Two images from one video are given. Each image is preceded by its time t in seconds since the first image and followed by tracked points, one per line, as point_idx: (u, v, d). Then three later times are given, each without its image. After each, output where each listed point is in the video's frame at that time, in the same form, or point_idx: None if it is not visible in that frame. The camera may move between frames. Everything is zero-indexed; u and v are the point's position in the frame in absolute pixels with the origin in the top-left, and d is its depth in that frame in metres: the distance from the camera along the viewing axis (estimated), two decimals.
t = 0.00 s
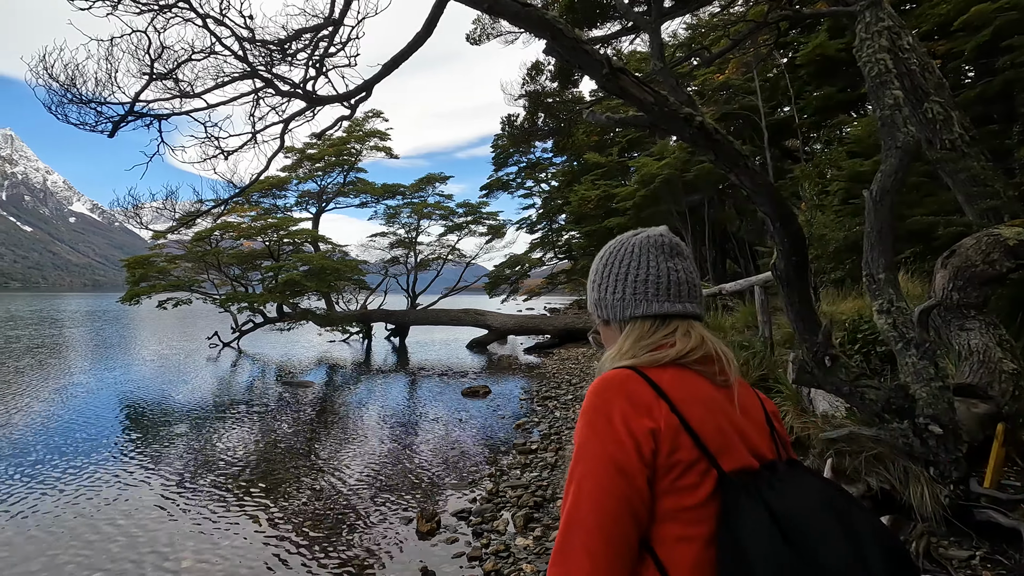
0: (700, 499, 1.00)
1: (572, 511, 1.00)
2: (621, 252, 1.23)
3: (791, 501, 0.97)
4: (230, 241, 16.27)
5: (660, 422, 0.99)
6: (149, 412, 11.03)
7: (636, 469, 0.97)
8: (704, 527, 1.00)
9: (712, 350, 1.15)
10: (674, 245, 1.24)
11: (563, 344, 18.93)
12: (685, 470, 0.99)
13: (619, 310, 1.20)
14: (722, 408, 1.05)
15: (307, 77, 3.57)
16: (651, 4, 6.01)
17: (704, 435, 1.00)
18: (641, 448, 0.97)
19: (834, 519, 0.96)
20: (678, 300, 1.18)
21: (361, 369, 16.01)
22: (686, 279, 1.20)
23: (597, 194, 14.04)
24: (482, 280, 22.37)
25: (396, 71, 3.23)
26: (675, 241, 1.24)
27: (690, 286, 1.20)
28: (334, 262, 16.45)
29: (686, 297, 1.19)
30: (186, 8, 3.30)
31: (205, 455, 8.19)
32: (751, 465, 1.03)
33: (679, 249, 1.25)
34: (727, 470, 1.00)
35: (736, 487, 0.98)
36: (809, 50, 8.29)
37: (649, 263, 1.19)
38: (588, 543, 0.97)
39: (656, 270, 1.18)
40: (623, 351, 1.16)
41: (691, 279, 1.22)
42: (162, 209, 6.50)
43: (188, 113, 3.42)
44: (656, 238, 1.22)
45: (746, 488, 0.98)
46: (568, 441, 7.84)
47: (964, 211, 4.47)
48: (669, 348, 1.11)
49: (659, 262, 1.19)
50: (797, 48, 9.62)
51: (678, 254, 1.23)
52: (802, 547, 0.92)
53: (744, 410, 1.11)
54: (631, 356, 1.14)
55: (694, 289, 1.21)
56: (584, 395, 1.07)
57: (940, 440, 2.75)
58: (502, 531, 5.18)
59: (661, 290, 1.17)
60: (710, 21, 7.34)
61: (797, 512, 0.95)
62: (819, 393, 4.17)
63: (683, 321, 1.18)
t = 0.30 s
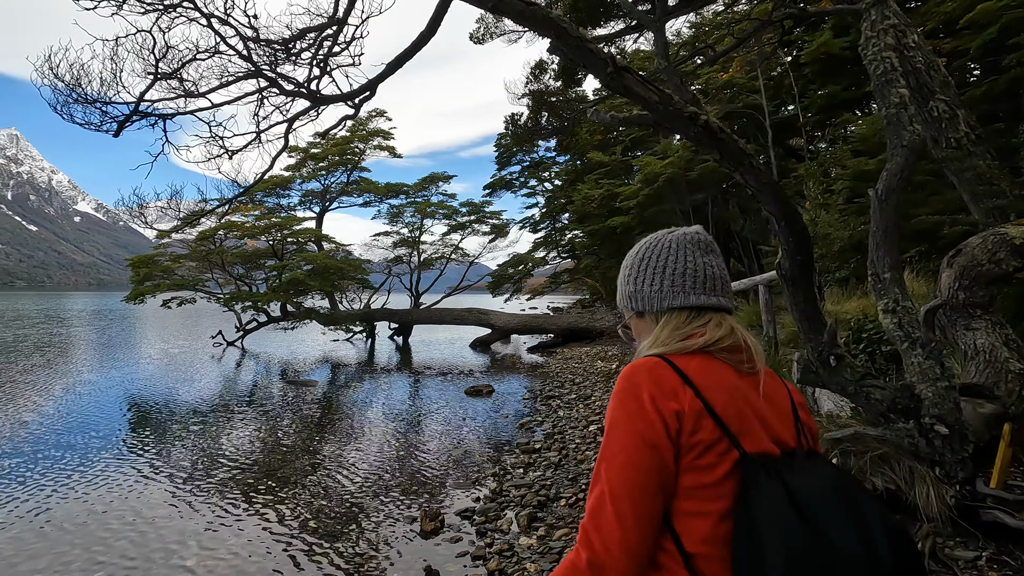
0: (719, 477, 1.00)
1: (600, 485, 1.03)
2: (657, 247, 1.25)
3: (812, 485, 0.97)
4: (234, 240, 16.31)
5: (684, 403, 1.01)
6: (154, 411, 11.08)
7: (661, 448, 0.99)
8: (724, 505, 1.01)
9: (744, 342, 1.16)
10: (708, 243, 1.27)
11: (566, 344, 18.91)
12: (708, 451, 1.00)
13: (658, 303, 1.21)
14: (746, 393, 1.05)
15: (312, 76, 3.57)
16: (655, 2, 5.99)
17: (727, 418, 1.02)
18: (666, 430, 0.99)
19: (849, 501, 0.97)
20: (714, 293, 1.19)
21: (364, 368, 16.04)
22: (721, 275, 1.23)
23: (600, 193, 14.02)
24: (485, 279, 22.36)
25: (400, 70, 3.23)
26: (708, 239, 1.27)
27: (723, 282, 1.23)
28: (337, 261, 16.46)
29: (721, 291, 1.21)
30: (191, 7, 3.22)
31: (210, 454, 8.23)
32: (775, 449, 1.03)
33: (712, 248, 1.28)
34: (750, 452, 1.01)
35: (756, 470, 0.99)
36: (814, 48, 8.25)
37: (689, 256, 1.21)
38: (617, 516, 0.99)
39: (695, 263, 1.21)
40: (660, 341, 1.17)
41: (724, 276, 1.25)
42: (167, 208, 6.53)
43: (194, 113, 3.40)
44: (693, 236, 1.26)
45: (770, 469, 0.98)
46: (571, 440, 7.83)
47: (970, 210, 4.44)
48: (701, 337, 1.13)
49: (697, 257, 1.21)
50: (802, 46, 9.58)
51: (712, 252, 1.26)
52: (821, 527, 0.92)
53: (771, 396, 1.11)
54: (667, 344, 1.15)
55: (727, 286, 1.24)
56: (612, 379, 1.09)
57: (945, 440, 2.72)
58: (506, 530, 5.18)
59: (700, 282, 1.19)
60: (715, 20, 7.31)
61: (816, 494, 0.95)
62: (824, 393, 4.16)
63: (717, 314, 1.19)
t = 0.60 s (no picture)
0: (721, 477, 0.99)
1: (607, 475, 1.02)
2: (689, 237, 1.22)
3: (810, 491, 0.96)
4: (239, 239, 16.36)
5: (692, 400, 1.00)
6: (158, 409, 11.12)
7: (664, 442, 0.99)
8: (726, 504, 1.00)
9: (769, 341, 1.15)
10: (741, 238, 1.24)
11: (569, 342, 18.91)
12: (711, 451, 0.99)
13: (686, 294, 1.19)
14: (757, 394, 1.03)
15: (316, 74, 3.57)
16: None
17: (734, 417, 1.00)
18: (670, 425, 0.99)
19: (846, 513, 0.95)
20: (744, 289, 1.17)
21: (368, 367, 16.08)
22: (752, 271, 1.20)
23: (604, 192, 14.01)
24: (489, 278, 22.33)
25: (404, 68, 3.23)
26: (741, 232, 1.25)
27: (753, 278, 1.21)
28: (341, 260, 16.44)
29: (751, 287, 1.18)
30: (195, 6, 3.23)
31: (215, 452, 8.26)
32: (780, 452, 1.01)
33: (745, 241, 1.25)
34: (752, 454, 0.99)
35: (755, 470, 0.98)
36: (818, 46, 8.22)
37: (721, 249, 1.18)
38: (615, 505, 1.00)
39: (726, 258, 1.18)
40: (681, 334, 1.16)
41: (755, 272, 1.22)
42: (171, 207, 6.55)
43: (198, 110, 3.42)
44: (726, 228, 1.22)
45: (770, 473, 0.97)
46: (575, 439, 7.83)
47: (976, 209, 4.42)
48: (724, 334, 1.11)
49: (730, 250, 1.18)
50: (807, 44, 9.53)
51: (744, 246, 1.23)
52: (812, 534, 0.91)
53: (784, 397, 1.08)
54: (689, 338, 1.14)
55: (757, 282, 1.21)
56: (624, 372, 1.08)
57: (952, 439, 2.71)
58: (510, 529, 5.18)
59: (730, 278, 1.16)
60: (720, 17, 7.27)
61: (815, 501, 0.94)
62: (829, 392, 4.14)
63: (744, 311, 1.17)
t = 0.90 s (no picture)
0: (674, 496, 1.02)
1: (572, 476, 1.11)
2: (703, 253, 1.20)
3: (752, 521, 0.96)
4: (242, 237, 16.37)
5: (659, 418, 1.03)
6: (162, 408, 11.16)
7: (624, 452, 1.05)
8: (674, 524, 1.02)
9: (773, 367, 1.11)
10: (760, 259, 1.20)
11: (572, 341, 18.88)
12: (669, 469, 1.02)
13: (692, 311, 1.17)
14: (734, 420, 1.02)
15: (319, 71, 3.57)
16: None
17: (698, 441, 1.01)
18: (632, 439, 1.04)
19: (788, 551, 0.94)
20: (754, 311, 1.13)
21: (371, 366, 16.08)
22: (766, 292, 1.16)
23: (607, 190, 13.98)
24: (491, 276, 22.29)
25: (407, 65, 3.22)
26: (760, 254, 1.20)
27: (768, 302, 1.16)
28: (345, 259, 16.36)
29: (764, 309, 1.14)
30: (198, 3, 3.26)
31: (218, 450, 8.28)
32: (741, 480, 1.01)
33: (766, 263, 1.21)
34: (711, 479, 1.00)
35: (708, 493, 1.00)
36: (823, 45, 8.17)
37: (738, 268, 1.15)
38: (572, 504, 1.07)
39: (742, 277, 1.15)
40: (680, 350, 1.14)
41: (770, 295, 1.18)
42: (175, 206, 6.56)
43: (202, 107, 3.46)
44: (745, 247, 1.19)
45: (721, 499, 0.98)
46: (578, 438, 7.81)
47: (982, 208, 4.39)
48: (717, 355, 1.09)
49: (746, 270, 1.15)
50: (812, 42, 9.48)
51: (762, 268, 1.19)
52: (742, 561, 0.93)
53: (767, 426, 1.06)
54: (687, 355, 1.12)
55: (771, 306, 1.17)
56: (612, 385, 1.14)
57: (958, 440, 2.69)
58: (512, 528, 5.17)
59: (741, 298, 1.13)
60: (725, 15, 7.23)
61: (753, 532, 0.95)
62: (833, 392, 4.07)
63: (753, 333, 1.13)
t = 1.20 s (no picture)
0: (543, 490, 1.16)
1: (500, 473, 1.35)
2: (660, 286, 1.29)
3: (579, 515, 1.06)
4: (245, 235, 16.38)
5: (548, 421, 1.21)
6: (165, 405, 11.17)
7: (523, 449, 1.26)
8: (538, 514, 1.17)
9: (693, 403, 1.14)
10: (722, 299, 1.22)
11: (575, 340, 18.81)
12: (548, 464, 1.18)
13: (637, 338, 1.28)
14: (603, 429, 1.11)
15: (320, 68, 3.56)
16: None
17: (569, 444, 1.14)
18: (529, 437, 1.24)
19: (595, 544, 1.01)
20: (688, 347, 1.19)
21: (373, 364, 16.07)
22: (710, 333, 1.19)
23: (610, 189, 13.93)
24: (494, 275, 22.25)
25: (407, 62, 3.20)
26: (714, 293, 1.21)
27: (711, 343, 1.19)
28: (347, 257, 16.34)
29: (700, 347, 1.18)
30: None
31: (220, 448, 8.30)
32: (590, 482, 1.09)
33: (727, 305, 1.23)
34: (571, 477, 1.12)
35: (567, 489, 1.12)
36: (827, 43, 8.12)
37: (682, 303, 1.21)
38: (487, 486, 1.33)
39: (684, 312, 1.21)
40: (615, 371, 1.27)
41: (717, 338, 1.20)
42: (177, 204, 6.56)
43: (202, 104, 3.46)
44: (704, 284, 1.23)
45: (568, 494, 1.10)
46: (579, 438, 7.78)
47: (987, 208, 4.36)
48: (629, 376, 1.19)
49: (690, 306, 1.21)
50: (816, 40, 9.44)
51: (717, 308, 1.21)
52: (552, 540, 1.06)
53: (642, 441, 1.09)
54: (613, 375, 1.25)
55: (714, 347, 1.19)
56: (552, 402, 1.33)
57: (962, 440, 2.66)
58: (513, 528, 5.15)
59: (679, 333, 1.20)
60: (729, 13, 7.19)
61: (572, 522, 1.05)
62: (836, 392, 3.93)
63: (683, 367, 1.19)
